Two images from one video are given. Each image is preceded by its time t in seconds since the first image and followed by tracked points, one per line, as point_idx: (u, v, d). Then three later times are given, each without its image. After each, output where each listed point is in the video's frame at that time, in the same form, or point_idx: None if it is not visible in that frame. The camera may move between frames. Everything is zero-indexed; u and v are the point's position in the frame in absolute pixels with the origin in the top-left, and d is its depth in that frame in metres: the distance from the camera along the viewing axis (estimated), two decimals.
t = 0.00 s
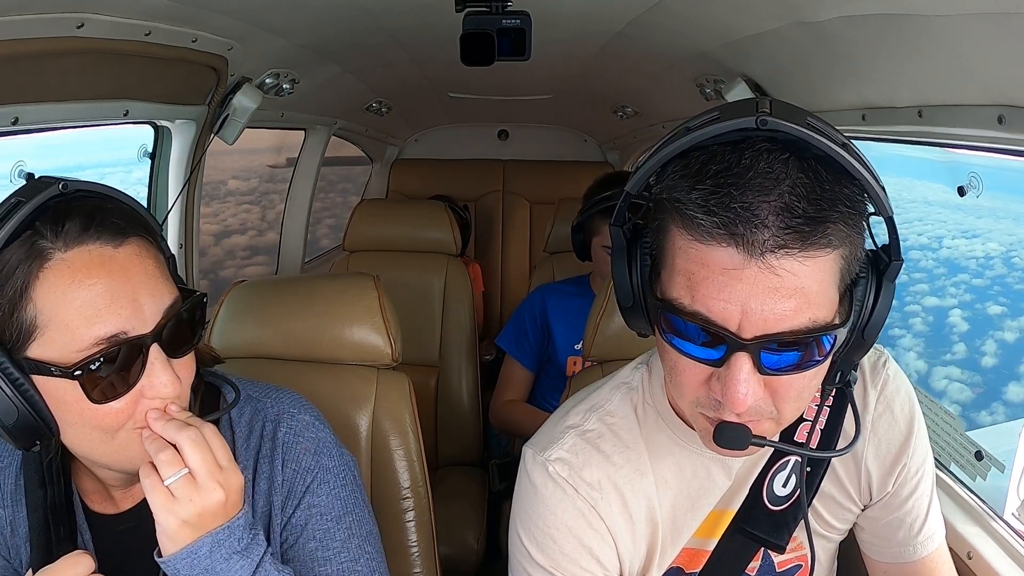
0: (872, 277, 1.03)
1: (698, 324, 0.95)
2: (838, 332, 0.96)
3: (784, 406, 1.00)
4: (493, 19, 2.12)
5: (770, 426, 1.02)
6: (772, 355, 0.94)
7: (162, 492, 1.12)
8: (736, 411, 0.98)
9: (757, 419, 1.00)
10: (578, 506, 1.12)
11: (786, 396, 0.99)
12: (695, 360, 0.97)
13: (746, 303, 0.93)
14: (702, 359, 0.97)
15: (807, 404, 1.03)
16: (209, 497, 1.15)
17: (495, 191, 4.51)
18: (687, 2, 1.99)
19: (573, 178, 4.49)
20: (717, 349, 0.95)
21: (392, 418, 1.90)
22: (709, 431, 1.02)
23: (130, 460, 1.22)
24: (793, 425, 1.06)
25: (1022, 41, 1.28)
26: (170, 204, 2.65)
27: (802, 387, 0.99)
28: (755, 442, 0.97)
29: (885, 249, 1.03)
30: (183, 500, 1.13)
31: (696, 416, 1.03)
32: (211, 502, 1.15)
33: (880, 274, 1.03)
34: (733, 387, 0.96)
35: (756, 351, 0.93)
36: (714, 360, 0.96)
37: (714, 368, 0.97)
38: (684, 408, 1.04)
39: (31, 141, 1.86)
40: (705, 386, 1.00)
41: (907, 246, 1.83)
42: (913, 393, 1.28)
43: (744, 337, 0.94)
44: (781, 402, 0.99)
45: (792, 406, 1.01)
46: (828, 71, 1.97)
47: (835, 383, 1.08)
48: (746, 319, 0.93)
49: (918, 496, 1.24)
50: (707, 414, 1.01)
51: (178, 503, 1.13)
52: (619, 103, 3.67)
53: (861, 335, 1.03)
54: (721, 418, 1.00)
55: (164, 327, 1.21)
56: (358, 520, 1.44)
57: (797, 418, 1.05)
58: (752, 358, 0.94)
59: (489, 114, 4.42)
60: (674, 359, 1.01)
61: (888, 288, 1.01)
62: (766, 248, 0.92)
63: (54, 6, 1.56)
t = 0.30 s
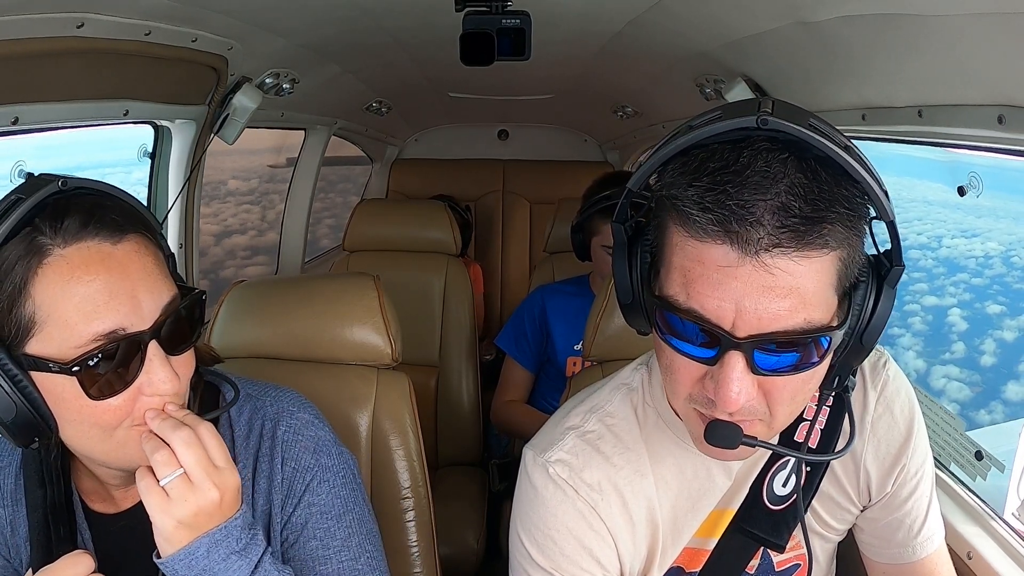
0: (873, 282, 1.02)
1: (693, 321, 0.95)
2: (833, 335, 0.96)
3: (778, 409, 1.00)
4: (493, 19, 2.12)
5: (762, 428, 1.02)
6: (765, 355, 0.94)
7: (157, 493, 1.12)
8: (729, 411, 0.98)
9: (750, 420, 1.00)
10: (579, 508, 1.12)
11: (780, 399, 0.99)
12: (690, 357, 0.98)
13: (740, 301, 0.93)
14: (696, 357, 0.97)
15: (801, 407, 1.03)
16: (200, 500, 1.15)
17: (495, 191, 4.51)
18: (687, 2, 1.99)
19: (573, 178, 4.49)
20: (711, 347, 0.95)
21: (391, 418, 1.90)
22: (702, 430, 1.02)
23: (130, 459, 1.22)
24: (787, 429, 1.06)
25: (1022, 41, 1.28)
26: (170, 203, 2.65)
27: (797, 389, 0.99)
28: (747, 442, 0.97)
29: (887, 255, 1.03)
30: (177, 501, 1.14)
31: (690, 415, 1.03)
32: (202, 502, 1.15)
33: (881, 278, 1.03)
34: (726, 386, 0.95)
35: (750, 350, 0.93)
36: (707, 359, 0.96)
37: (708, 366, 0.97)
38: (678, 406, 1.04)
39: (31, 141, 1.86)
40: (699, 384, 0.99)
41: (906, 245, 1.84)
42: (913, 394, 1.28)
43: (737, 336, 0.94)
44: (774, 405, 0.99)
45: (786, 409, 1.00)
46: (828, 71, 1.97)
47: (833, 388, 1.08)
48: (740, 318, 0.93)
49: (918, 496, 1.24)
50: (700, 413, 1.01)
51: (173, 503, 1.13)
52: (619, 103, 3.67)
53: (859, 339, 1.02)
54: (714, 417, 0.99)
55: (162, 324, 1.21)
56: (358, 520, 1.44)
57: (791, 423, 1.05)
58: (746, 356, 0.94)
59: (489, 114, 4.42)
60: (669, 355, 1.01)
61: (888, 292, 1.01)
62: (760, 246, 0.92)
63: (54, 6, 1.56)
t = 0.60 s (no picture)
0: (871, 283, 1.02)
1: (690, 324, 0.95)
2: (830, 337, 0.96)
3: (776, 409, 1.00)
4: (493, 19, 2.12)
5: (761, 429, 1.02)
6: (762, 357, 0.94)
7: None
8: (726, 413, 0.98)
9: (748, 421, 1.01)
10: (577, 509, 1.12)
11: (778, 399, 0.99)
12: (687, 360, 0.98)
13: (736, 305, 0.93)
14: (693, 359, 0.97)
15: (799, 408, 1.04)
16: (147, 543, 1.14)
17: (495, 191, 4.51)
18: (687, 2, 1.99)
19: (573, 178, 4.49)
20: (708, 350, 0.95)
21: (391, 417, 1.89)
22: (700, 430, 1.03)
23: (124, 457, 1.22)
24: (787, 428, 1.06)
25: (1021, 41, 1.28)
26: (170, 203, 2.65)
27: (795, 391, 0.99)
28: (745, 444, 0.98)
29: (886, 256, 1.03)
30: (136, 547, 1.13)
31: (687, 416, 1.04)
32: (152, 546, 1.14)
33: (879, 280, 1.03)
34: (724, 389, 0.96)
35: (747, 354, 0.93)
36: (704, 361, 0.96)
37: (705, 368, 0.97)
38: (675, 407, 1.04)
39: (31, 142, 1.86)
40: (696, 386, 1.00)
41: (905, 245, 1.84)
42: (913, 393, 1.28)
43: (734, 339, 0.94)
44: (772, 405, 1.00)
45: (784, 410, 1.01)
46: (828, 71, 1.97)
47: (831, 387, 1.08)
48: (737, 321, 0.93)
49: (917, 496, 1.24)
50: (698, 414, 1.02)
51: None
52: (619, 103, 3.67)
53: (857, 339, 1.02)
54: (712, 418, 1.00)
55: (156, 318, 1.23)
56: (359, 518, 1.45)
57: (790, 423, 1.05)
58: (743, 359, 0.94)
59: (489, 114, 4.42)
60: (667, 357, 1.02)
61: (887, 293, 1.02)
62: (758, 250, 0.92)
63: (55, 6, 1.56)
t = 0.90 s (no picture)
0: (873, 279, 1.02)
1: (702, 338, 0.95)
2: (842, 342, 0.97)
3: (787, 414, 1.00)
4: (493, 19, 2.12)
5: (773, 434, 1.02)
6: (776, 367, 0.94)
7: None
8: (742, 423, 0.98)
9: (761, 428, 1.01)
10: (578, 512, 1.12)
11: (790, 405, 0.99)
12: (698, 372, 0.97)
13: (751, 318, 0.93)
14: (705, 371, 0.96)
15: (809, 411, 1.04)
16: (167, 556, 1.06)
17: (495, 191, 4.51)
18: (687, 3, 1.99)
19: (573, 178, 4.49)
20: (723, 363, 0.95)
21: (391, 417, 1.90)
22: (714, 440, 1.02)
23: (107, 439, 1.22)
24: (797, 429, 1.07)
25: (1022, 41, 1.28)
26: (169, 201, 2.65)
27: (805, 395, 0.99)
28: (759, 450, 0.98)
29: (885, 252, 1.02)
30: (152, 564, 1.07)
31: (699, 425, 1.03)
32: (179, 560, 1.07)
33: (880, 277, 1.02)
34: (739, 400, 0.95)
35: (761, 365, 0.93)
36: (720, 373, 0.96)
37: (720, 381, 0.96)
38: (686, 417, 1.04)
39: (31, 142, 1.86)
40: (708, 398, 1.00)
41: (904, 244, 1.84)
42: (912, 393, 1.28)
43: (748, 350, 0.95)
44: (784, 411, 1.00)
45: (795, 414, 1.01)
46: (828, 71, 1.97)
47: (836, 385, 1.09)
48: (751, 333, 0.93)
49: (917, 496, 1.24)
50: (711, 423, 1.02)
51: None
52: (619, 103, 3.67)
53: (862, 335, 1.04)
54: (726, 428, 1.00)
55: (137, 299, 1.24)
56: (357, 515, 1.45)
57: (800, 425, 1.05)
58: (757, 371, 0.94)
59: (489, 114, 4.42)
60: (678, 371, 1.01)
61: (889, 290, 1.02)
62: (774, 263, 0.92)
63: (55, 6, 1.56)
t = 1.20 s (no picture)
0: (873, 285, 1.02)
1: (687, 330, 0.96)
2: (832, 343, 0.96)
3: (776, 413, 1.01)
4: (494, 19, 2.12)
5: (761, 432, 1.03)
6: (761, 362, 0.94)
7: None
8: (727, 419, 0.99)
9: (748, 425, 1.02)
10: (579, 510, 1.12)
11: (778, 404, 0.99)
12: (687, 365, 0.98)
13: (736, 312, 0.93)
14: (690, 364, 0.98)
15: (800, 412, 1.04)
16: None
17: (495, 191, 4.51)
18: (687, 2, 1.99)
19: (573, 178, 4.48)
20: (707, 356, 0.96)
21: (392, 417, 1.89)
22: (700, 433, 1.04)
23: (106, 432, 1.22)
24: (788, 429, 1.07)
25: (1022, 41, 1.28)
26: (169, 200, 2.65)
27: (795, 395, 1.00)
28: (745, 447, 0.98)
29: (887, 257, 1.04)
30: None
31: (687, 418, 1.05)
32: None
33: (881, 283, 1.03)
34: (724, 395, 0.96)
35: (745, 360, 0.94)
36: (704, 367, 0.97)
37: (705, 375, 0.97)
38: (676, 410, 1.05)
39: (31, 143, 1.86)
40: (696, 391, 1.01)
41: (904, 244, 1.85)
42: (912, 393, 1.28)
43: (732, 345, 0.95)
44: (772, 410, 1.00)
45: (785, 413, 1.01)
46: (829, 71, 1.97)
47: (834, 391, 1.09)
48: (736, 328, 0.94)
49: (918, 495, 1.24)
50: (698, 415, 1.03)
51: None
52: (619, 103, 3.67)
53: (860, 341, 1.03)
54: (712, 422, 1.01)
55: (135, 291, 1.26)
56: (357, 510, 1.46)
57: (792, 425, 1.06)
58: (742, 366, 0.94)
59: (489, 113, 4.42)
60: (668, 362, 1.02)
61: (889, 296, 1.02)
62: (758, 258, 0.91)
63: (55, 6, 1.56)
